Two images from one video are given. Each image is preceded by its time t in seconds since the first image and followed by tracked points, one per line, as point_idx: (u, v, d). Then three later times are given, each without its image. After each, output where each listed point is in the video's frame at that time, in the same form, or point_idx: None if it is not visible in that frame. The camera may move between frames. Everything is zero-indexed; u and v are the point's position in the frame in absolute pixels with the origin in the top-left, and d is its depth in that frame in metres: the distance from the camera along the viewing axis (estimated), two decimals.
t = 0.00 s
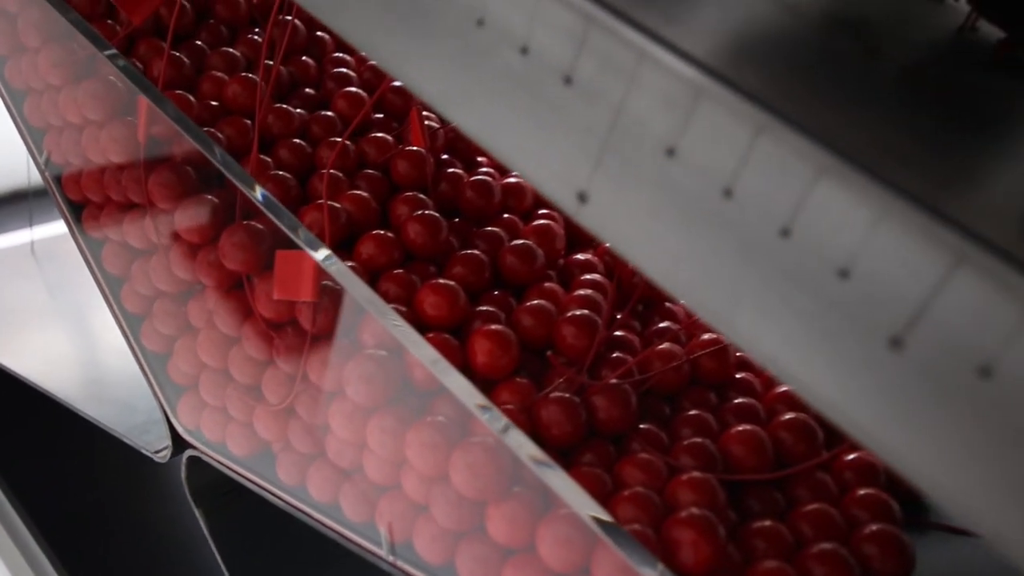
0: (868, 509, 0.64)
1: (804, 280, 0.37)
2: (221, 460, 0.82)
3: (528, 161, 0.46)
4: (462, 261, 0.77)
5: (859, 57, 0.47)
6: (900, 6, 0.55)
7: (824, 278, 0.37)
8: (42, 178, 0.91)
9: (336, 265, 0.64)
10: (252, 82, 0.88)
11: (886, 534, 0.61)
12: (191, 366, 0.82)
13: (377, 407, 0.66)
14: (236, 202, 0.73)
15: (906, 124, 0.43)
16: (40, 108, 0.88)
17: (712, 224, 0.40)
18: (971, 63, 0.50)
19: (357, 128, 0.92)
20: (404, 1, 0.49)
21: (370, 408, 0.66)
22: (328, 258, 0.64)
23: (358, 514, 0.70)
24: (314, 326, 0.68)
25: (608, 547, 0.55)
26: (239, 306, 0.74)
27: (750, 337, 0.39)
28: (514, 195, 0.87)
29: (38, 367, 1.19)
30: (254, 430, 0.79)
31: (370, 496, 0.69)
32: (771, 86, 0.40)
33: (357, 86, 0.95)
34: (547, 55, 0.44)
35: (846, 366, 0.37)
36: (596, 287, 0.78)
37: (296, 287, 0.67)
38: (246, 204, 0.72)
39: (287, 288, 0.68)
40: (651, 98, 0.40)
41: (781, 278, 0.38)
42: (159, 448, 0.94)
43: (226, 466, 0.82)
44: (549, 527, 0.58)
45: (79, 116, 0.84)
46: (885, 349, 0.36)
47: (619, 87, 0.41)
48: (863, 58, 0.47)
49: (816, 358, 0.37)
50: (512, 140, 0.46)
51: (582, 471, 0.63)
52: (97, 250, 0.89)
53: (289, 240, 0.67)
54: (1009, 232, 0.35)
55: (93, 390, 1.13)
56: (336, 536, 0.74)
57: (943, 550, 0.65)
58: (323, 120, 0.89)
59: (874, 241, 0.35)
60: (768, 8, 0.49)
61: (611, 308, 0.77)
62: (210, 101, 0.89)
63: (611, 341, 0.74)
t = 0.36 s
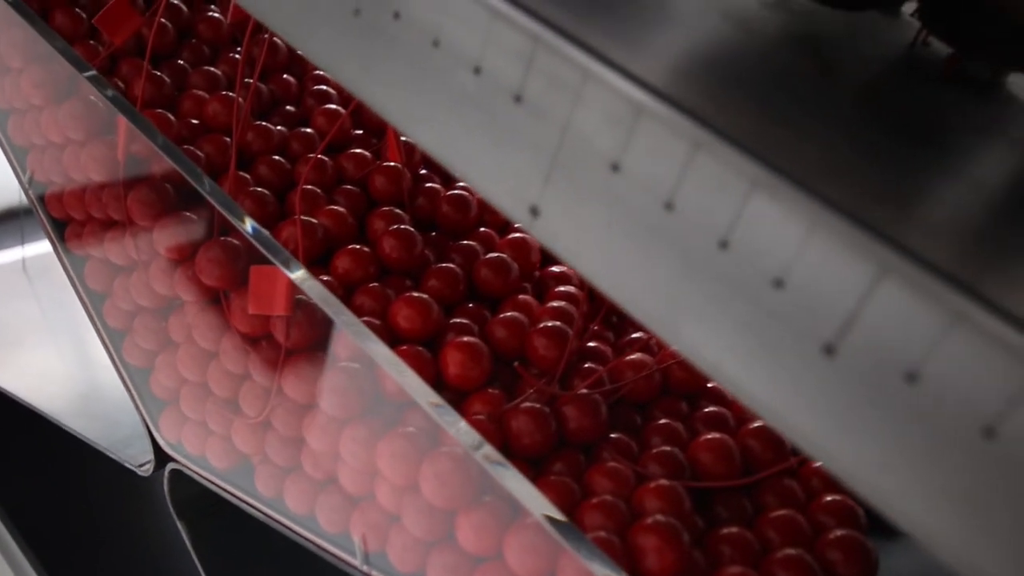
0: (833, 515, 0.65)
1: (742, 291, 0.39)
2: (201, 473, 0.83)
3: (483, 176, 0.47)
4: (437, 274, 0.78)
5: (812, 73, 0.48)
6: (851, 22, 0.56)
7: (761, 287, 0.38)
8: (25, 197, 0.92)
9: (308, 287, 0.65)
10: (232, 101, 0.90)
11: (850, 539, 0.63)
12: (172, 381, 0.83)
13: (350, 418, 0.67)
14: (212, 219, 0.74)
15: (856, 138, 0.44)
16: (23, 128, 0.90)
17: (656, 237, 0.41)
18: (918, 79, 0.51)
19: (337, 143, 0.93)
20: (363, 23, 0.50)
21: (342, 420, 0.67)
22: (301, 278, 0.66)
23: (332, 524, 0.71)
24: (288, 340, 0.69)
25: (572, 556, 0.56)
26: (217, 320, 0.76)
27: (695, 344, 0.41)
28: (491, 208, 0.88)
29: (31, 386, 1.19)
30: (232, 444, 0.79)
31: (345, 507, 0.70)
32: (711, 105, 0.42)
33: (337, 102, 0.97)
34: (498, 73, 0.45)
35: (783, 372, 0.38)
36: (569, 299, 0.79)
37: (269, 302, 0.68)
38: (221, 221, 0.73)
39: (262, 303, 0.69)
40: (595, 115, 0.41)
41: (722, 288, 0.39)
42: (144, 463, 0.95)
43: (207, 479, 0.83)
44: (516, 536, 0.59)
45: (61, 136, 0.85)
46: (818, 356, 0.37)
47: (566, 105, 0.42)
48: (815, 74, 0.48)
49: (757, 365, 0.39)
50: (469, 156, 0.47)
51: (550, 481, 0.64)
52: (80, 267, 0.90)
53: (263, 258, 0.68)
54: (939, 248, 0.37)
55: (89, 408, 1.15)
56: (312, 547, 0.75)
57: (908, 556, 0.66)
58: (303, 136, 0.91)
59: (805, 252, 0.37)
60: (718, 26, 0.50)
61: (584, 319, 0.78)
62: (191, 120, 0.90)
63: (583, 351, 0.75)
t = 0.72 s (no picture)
0: (802, 520, 0.66)
1: (687, 300, 0.40)
2: (183, 485, 0.84)
3: (444, 191, 0.48)
4: (415, 287, 0.79)
5: (765, 88, 0.50)
6: (808, 37, 0.58)
7: (704, 296, 0.39)
8: (11, 214, 0.93)
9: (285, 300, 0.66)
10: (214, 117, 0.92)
11: (816, 545, 0.64)
12: (155, 394, 0.84)
13: (326, 429, 0.68)
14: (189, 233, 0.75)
15: (808, 152, 0.45)
16: (8, 147, 0.91)
17: (607, 248, 0.42)
18: (874, 93, 0.52)
19: (319, 158, 0.95)
20: (327, 42, 0.51)
21: (318, 431, 0.69)
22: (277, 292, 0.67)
23: (311, 535, 0.72)
24: (266, 352, 0.70)
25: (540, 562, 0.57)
26: (197, 334, 0.77)
27: (646, 352, 0.42)
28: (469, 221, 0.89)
29: (16, 401, 1.20)
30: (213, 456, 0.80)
31: (323, 517, 0.71)
32: (658, 120, 0.43)
33: (319, 117, 0.98)
34: (455, 90, 0.46)
35: (728, 378, 0.39)
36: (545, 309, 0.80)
37: (246, 315, 0.69)
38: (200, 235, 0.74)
39: (239, 316, 0.70)
40: (546, 130, 0.43)
41: (668, 297, 0.40)
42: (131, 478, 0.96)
43: (188, 491, 0.83)
44: (487, 544, 0.60)
45: (45, 155, 0.87)
46: (759, 363, 0.38)
47: (519, 121, 0.44)
48: (770, 89, 0.50)
49: (703, 372, 0.40)
50: (429, 171, 0.48)
51: (522, 490, 0.65)
52: (65, 282, 0.91)
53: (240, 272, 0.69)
54: (876, 259, 0.38)
55: (79, 422, 1.15)
56: (291, 558, 0.76)
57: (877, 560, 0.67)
58: (284, 152, 0.92)
59: (745, 261, 0.38)
60: (674, 42, 0.52)
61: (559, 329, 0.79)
62: (174, 137, 0.92)
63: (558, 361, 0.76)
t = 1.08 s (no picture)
0: (772, 526, 0.67)
1: (639, 309, 0.41)
2: (167, 497, 0.84)
3: (408, 204, 0.49)
4: (394, 298, 0.80)
5: (723, 101, 0.51)
6: (771, 51, 0.59)
7: (654, 305, 0.40)
8: None
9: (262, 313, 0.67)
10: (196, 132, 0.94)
11: (786, 550, 0.65)
12: (138, 406, 0.85)
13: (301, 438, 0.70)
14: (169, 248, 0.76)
15: (762, 166, 0.46)
16: None
17: (562, 259, 0.43)
18: (832, 107, 0.53)
19: (302, 172, 0.96)
20: (295, 60, 0.52)
21: (295, 440, 0.71)
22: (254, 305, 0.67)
23: (289, 544, 0.73)
24: (244, 364, 0.71)
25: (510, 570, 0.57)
26: (178, 346, 0.78)
27: (601, 360, 0.43)
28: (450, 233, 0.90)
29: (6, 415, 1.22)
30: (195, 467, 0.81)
31: (301, 526, 0.73)
32: (612, 135, 0.44)
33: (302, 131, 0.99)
34: (416, 107, 0.47)
35: (678, 385, 0.40)
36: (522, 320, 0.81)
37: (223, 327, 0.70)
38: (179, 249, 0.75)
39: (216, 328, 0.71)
40: (503, 145, 0.44)
41: (621, 307, 0.41)
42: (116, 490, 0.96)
43: (172, 502, 0.84)
44: (459, 552, 0.61)
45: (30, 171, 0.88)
46: (708, 370, 0.39)
47: (477, 137, 0.45)
48: (727, 104, 0.51)
49: (655, 379, 0.41)
50: (393, 185, 0.50)
51: (496, 498, 0.67)
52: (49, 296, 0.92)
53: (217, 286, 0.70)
54: (820, 270, 0.39)
55: (68, 436, 1.17)
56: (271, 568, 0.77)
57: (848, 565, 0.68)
58: (266, 167, 0.94)
59: (692, 270, 0.39)
60: (634, 57, 0.53)
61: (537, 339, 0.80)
62: (158, 152, 0.94)
63: (534, 371, 0.77)
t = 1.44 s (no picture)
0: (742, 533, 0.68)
1: (591, 319, 0.42)
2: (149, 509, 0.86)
3: (372, 218, 0.50)
4: (372, 310, 0.81)
5: (682, 115, 0.52)
6: (734, 64, 0.60)
7: (606, 315, 0.41)
8: None
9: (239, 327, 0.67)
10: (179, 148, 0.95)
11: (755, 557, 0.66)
12: (120, 419, 0.86)
13: (277, 449, 0.71)
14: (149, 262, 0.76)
15: (717, 179, 0.47)
16: None
17: (519, 270, 0.44)
18: (790, 120, 0.54)
19: (283, 186, 0.97)
20: (264, 78, 0.54)
21: (272, 451, 0.72)
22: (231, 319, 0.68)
23: (267, 554, 0.74)
24: (222, 376, 0.72)
25: None
26: (159, 360, 0.79)
27: (557, 369, 0.44)
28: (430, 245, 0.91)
29: None
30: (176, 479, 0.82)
31: (279, 536, 0.74)
32: (567, 151, 0.45)
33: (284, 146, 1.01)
34: (378, 124, 0.48)
35: (630, 393, 0.41)
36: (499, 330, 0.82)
37: (201, 340, 0.70)
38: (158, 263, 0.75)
39: (194, 340, 0.71)
40: (461, 161, 0.45)
41: (574, 317, 0.42)
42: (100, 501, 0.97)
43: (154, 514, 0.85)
44: (431, 560, 0.63)
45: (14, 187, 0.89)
46: (658, 378, 0.40)
47: (436, 152, 0.46)
48: (685, 117, 0.52)
49: (607, 387, 0.42)
50: (357, 199, 0.51)
51: (470, 507, 0.68)
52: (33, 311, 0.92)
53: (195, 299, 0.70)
54: (765, 280, 0.40)
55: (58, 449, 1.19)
56: None
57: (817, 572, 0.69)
58: (248, 181, 0.95)
59: (640, 281, 0.40)
60: (596, 73, 0.54)
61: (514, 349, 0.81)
62: (141, 167, 0.95)
63: (510, 382, 0.78)
